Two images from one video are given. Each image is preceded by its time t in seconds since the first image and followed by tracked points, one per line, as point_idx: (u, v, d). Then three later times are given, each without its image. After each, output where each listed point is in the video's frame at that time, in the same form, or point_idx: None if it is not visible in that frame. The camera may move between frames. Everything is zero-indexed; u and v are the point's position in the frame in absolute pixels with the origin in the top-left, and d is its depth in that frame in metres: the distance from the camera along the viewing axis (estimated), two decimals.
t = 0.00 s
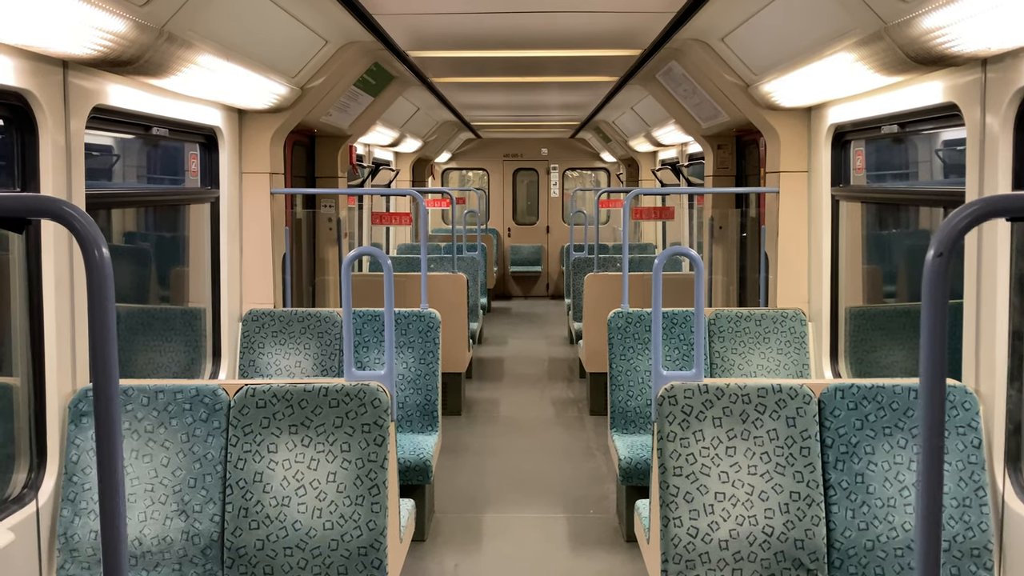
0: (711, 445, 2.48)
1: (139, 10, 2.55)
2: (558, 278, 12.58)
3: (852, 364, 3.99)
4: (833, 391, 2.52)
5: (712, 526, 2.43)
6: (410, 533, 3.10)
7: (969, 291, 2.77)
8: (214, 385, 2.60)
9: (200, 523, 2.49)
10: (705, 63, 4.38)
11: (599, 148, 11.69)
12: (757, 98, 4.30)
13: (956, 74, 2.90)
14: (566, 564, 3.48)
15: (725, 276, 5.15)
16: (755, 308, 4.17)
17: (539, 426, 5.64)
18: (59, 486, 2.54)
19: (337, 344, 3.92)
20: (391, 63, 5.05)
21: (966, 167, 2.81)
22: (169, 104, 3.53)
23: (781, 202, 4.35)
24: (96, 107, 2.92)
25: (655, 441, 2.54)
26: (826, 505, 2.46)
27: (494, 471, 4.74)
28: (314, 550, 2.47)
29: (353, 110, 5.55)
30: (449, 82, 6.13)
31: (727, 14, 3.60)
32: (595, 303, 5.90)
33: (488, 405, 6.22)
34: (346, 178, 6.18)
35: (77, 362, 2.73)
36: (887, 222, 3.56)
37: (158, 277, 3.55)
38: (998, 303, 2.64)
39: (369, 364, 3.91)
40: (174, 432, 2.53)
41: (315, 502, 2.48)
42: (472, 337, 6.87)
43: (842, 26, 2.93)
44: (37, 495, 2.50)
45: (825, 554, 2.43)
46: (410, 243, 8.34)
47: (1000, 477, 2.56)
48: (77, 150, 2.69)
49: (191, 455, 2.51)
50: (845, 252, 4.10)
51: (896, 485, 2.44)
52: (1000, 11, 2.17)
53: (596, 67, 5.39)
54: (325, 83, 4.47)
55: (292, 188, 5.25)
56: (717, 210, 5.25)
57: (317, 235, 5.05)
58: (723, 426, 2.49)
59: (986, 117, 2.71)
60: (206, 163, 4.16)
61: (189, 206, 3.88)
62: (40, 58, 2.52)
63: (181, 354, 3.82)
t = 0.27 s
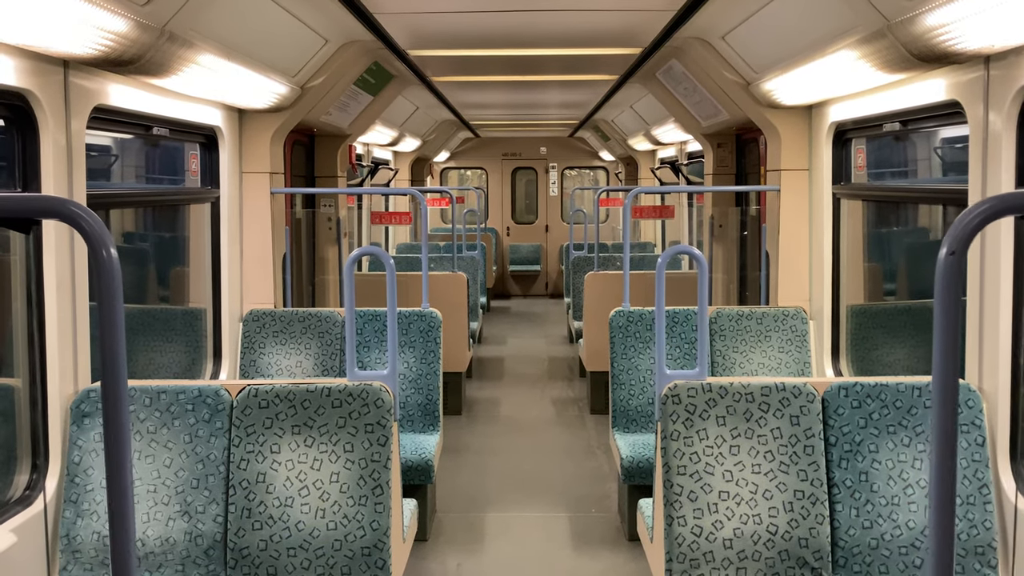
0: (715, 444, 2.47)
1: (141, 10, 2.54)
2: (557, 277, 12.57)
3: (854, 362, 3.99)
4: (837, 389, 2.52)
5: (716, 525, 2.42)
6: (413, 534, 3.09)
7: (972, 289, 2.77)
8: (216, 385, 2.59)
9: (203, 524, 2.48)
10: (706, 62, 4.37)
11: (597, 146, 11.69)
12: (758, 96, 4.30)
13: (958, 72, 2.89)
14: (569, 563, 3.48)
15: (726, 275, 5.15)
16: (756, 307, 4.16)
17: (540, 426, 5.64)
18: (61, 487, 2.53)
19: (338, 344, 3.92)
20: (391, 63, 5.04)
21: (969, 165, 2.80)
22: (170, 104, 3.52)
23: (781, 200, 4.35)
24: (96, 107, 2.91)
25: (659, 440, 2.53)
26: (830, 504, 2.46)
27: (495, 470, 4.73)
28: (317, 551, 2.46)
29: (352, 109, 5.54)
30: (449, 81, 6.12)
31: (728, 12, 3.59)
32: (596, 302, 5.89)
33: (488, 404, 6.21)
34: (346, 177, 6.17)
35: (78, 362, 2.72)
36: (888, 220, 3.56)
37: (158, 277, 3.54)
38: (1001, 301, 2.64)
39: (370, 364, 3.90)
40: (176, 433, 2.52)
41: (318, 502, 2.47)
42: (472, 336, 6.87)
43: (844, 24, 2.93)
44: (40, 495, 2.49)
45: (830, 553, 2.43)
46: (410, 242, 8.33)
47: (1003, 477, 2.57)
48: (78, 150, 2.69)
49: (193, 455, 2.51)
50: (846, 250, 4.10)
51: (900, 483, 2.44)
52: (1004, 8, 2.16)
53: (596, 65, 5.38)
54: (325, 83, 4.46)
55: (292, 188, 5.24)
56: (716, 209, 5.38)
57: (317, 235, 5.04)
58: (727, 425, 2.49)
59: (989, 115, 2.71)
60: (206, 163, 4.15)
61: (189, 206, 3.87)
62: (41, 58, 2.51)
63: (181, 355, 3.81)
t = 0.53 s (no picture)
0: (716, 444, 2.47)
1: (141, 9, 2.53)
2: (555, 277, 12.58)
3: (853, 362, 3.99)
4: (838, 389, 2.52)
5: (718, 525, 2.42)
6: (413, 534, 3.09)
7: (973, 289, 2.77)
8: (217, 386, 2.59)
9: (204, 524, 2.47)
10: (705, 61, 4.37)
11: (596, 146, 11.69)
12: (757, 96, 4.30)
13: (959, 72, 2.90)
14: (569, 563, 3.48)
15: (725, 274, 5.15)
16: (755, 306, 4.17)
17: (539, 425, 5.64)
18: (61, 488, 2.53)
19: (338, 344, 3.91)
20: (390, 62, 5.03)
21: (969, 165, 2.81)
22: (169, 103, 3.51)
23: (781, 200, 4.35)
24: (96, 107, 2.90)
25: (660, 441, 2.53)
26: (831, 504, 2.46)
27: (495, 470, 4.73)
28: (318, 552, 2.45)
29: (351, 109, 5.53)
30: (447, 81, 6.12)
31: (728, 12, 3.59)
32: (595, 302, 5.89)
33: (487, 404, 6.21)
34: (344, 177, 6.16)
35: (78, 363, 2.71)
36: (887, 219, 3.56)
37: (157, 277, 3.54)
38: (1002, 300, 2.64)
39: (370, 364, 3.90)
40: (177, 433, 2.52)
41: (319, 503, 2.47)
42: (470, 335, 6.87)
43: (844, 24, 2.93)
44: (40, 495, 2.49)
45: (831, 553, 2.43)
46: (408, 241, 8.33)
47: (1005, 477, 2.57)
48: (78, 150, 2.68)
49: (194, 456, 2.50)
50: (845, 250, 4.10)
51: (901, 483, 2.44)
52: (1006, 8, 2.16)
53: (595, 65, 5.38)
54: (324, 83, 4.45)
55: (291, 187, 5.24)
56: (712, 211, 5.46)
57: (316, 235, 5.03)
58: (728, 425, 2.49)
59: (990, 115, 2.71)
60: (205, 162, 4.14)
61: (188, 206, 3.86)
62: (41, 58, 2.50)
63: (180, 355, 3.80)
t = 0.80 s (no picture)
0: (717, 444, 2.47)
1: (141, 9, 2.53)
2: (553, 277, 12.58)
3: (852, 362, 4.00)
4: (839, 389, 2.52)
5: (718, 525, 2.42)
6: (413, 534, 3.08)
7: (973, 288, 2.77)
8: (217, 386, 2.58)
9: (203, 525, 2.47)
10: (705, 61, 4.37)
11: (594, 146, 11.69)
12: (757, 97, 4.30)
13: (959, 72, 2.90)
14: (569, 563, 3.48)
15: (724, 274, 5.16)
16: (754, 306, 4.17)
17: (538, 425, 5.64)
18: (61, 488, 2.52)
19: (337, 344, 3.91)
20: (389, 62, 5.03)
21: (969, 165, 2.81)
22: (168, 103, 3.50)
23: (780, 200, 4.35)
24: (95, 107, 2.90)
25: (661, 441, 2.53)
26: (832, 504, 2.46)
27: (494, 470, 4.73)
28: (318, 552, 2.45)
29: (351, 109, 5.53)
30: (446, 81, 6.12)
31: (728, 12, 3.59)
32: (593, 302, 5.90)
33: (486, 404, 6.21)
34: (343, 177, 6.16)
35: (77, 363, 2.70)
36: (886, 220, 3.56)
37: (156, 277, 3.53)
38: (1003, 301, 2.65)
39: (369, 365, 3.89)
40: (177, 433, 2.51)
41: (320, 503, 2.46)
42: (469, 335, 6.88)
43: (845, 24, 2.93)
44: (40, 495, 2.48)
45: (831, 553, 2.43)
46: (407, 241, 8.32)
47: (1005, 477, 2.58)
48: (77, 149, 2.67)
49: (194, 456, 2.50)
50: (845, 250, 4.10)
51: (902, 483, 2.45)
52: (1007, 9, 2.17)
53: (594, 65, 5.38)
54: (324, 82, 4.45)
55: (290, 187, 5.23)
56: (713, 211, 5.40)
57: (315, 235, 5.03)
58: (728, 425, 2.49)
59: (990, 115, 2.71)
60: (204, 162, 4.13)
61: (187, 206, 3.86)
62: (41, 57, 2.50)
63: (179, 355, 3.79)
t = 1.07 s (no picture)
0: (717, 444, 2.47)
1: (139, 7, 2.52)
2: (554, 276, 12.57)
3: (853, 362, 3.99)
4: (839, 389, 2.51)
5: (719, 526, 2.41)
6: (413, 534, 3.08)
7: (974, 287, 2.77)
8: (216, 386, 2.58)
9: (202, 525, 2.46)
10: (705, 60, 4.36)
11: (595, 145, 11.68)
12: (757, 96, 4.29)
13: (961, 71, 2.89)
14: (569, 563, 3.48)
15: (724, 274, 5.15)
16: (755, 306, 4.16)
17: (539, 425, 5.63)
18: (60, 488, 2.52)
19: (337, 344, 3.91)
20: (390, 61, 5.02)
21: (970, 164, 2.80)
22: (168, 103, 3.50)
23: (781, 199, 4.34)
24: (95, 106, 2.89)
25: (661, 441, 2.53)
26: (832, 504, 2.45)
27: (494, 469, 4.73)
28: (317, 553, 2.44)
29: (350, 108, 5.52)
30: (446, 80, 6.11)
31: (728, 11, 3.59)
32: (594, 301, 5.89)
33: (486, 404, 6.21)
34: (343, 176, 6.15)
35: (76, 363, 2.70)
36: (887, 219, 3.55)
37: (155, 277, 3.53)
38: (1004, 300, 2.64)
39: (369, 364, 3.89)
40: (176, 433, 2.50)
41: (319, 504, 2.46)
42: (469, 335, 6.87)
43: (846, 23, 2.92)
44: (38, 497, 2.48)
45: (832, 553, 2.42)
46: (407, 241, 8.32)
47: (1006, 477, 2.57)
48: (76, 149, 2.66)
49: (193, 456, 2.49)
50: (846, 249, 4.09)
51: (903, 484, 2.44)
52: (1008, 7, 2.16)
53: (594, 64, 5.37)
54: (324, 81, 4.44)
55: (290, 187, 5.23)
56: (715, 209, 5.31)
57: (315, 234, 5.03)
58: (729, 425, 2.48)
59: (991, 114, 2.70)
60: (204, 162, 4.13)
61: (187, 205, 3.85)
62: (40, 57, 2.49)
63: (179, 355, 3.79)
